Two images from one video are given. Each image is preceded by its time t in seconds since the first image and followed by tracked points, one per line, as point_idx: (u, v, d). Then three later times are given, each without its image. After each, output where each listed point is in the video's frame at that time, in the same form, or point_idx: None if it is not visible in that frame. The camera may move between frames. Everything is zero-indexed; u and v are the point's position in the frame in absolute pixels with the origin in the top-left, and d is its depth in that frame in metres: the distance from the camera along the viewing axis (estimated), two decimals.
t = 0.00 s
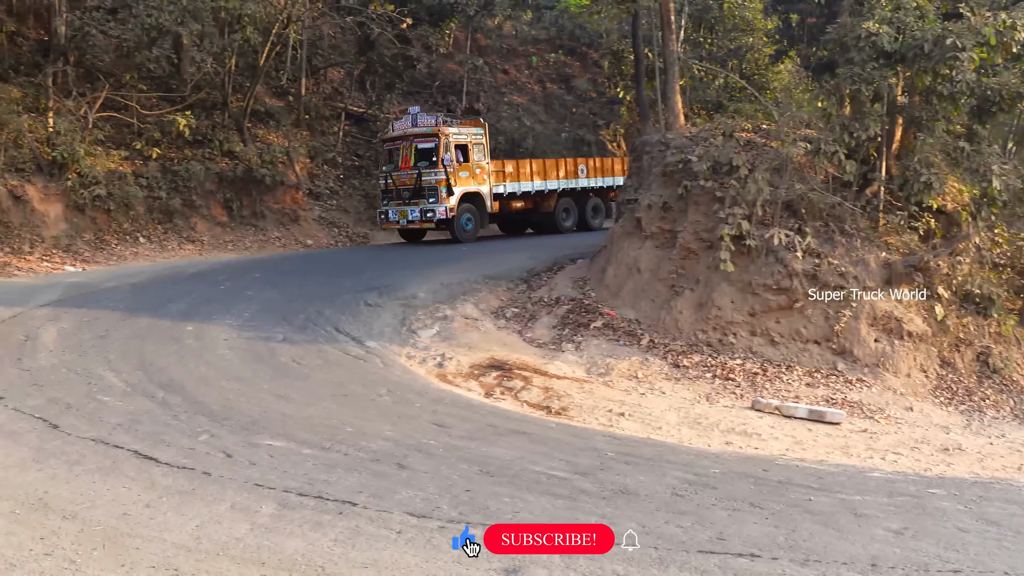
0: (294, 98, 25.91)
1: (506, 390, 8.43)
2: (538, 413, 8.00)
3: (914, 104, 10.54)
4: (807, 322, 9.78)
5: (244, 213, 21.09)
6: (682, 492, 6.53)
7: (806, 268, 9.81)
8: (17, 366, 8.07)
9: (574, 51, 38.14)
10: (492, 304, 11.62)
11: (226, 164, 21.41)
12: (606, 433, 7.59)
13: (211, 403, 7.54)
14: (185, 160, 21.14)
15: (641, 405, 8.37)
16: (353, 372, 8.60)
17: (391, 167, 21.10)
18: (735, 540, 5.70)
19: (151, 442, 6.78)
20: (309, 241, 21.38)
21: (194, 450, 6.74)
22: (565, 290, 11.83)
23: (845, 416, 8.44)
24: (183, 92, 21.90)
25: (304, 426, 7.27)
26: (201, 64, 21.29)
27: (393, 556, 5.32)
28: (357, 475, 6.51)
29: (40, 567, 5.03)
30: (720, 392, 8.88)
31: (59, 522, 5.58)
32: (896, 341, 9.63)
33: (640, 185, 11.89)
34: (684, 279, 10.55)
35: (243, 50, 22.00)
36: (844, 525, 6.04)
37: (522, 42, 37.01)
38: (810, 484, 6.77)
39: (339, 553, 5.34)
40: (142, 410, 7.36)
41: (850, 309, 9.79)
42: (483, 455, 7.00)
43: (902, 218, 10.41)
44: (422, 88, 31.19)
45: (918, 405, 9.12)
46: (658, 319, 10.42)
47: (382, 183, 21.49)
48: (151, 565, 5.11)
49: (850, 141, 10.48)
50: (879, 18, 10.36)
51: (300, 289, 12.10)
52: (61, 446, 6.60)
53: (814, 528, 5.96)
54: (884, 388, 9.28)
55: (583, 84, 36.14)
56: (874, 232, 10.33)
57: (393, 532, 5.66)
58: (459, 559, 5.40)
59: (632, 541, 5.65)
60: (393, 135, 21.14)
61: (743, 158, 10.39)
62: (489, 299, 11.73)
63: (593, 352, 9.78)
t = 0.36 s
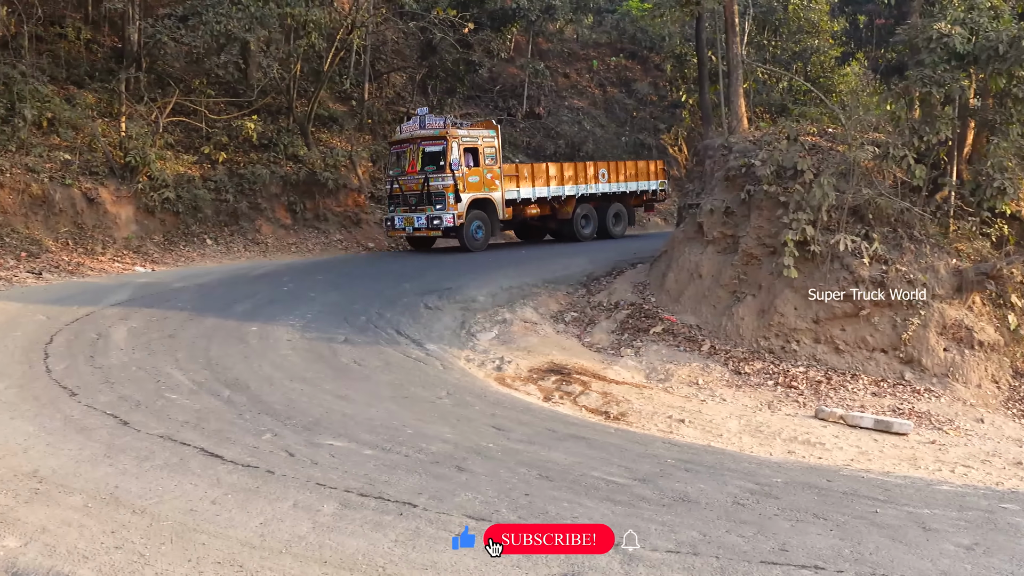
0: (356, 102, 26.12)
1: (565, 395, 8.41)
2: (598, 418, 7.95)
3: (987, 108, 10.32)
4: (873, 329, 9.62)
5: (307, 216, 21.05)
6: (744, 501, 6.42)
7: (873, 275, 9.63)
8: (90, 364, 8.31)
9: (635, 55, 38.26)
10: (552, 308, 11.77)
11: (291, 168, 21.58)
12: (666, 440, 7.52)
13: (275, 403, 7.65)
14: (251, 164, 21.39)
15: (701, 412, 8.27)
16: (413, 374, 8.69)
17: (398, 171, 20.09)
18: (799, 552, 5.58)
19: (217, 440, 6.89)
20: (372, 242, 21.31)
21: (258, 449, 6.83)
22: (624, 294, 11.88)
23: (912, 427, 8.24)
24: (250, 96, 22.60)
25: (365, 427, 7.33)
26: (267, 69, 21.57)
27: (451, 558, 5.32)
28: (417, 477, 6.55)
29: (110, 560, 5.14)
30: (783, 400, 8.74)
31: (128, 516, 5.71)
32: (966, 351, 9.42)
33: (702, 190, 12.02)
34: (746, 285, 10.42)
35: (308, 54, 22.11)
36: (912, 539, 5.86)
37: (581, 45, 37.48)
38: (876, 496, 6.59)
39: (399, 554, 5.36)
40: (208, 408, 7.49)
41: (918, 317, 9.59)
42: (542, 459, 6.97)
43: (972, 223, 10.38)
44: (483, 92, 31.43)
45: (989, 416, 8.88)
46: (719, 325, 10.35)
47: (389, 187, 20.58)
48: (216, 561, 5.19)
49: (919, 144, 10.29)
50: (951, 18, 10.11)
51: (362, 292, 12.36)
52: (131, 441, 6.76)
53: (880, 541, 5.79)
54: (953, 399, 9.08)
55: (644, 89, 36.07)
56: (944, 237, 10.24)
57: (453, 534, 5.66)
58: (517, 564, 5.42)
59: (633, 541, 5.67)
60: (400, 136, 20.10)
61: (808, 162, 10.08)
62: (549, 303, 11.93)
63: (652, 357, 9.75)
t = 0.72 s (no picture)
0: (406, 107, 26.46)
1: (613, 400, 8.38)
2: (645, 423, 7.90)
3: None
4: (929, 336, 9.43)
5: (357, 220, 21.26)
6: (794, 509, 6.31)
7: (929, 280, 9.44)
8: (145, 365, 8.50)
9: (685, 58, 38.14)
10: (598, 313, 11.83)
11: (341, 173, 21.82)
12: (714, 446, 7.44)
13: (325, 405, 7.74)
14: (302, 169, 21.54)
15: (750, 418, 8.17)
16: (460, 377, 8.73)
17: (392, 176, 18.97)
18: (853, 562, 5.46)
19: (269, 441, 6.98)
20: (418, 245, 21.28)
21: (308, 450, 6.90)
22: (673, 298, 11.91)
23: (969, 436, 8.01)
24: (301, 102, 23.05)
25: (412, 430, 7.37)
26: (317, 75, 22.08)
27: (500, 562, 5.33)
28: (465, 479, 6.56)
29: (165, 557, 5.23)
30: (834, 407, 8.59)
31: (183, 514, 5.81)
32: None
33: (752, 193, 11.95)
34: (797, 290, 10.33)
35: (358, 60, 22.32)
36: (970, 551, 5.70)
37: (630, 49, 37.69)
38: (932, 507, 6.41)
39: (448, 557, 5.38)
40: (260, 410, 7.60)
41: (976, 324, 9.33)
42: (589, 464, 6.94)
43: None
44: (531, 97, 31.49)
45: None
46: (769, 331, 10.26)
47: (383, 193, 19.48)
48: (267, 560, 5.25)
49: (977, 147, 10.07)
50: (1009, 18, 9.85)
51: (409, 297, 12.52)
52: (185, 441, 6.87)
53: (936, 552, 5.65)
54: (1013, 408, 8.77)
55: (693, 92, 35.31)
56: (1003, 243, 9.88)
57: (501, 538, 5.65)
58: (565, 569, 5.41)
59: (633, 540, 5.70)
60: (395, 139, 19.05)
61: (862, 166, 9.94)
62: (596, 307, 11.97)
63: (701, 362, 9.72)
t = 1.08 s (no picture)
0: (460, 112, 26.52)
1: (667, 406, 8.32)
2: (700, 429, 7.84)
3: None
4: (994, 343, 9.14)
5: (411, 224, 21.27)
6: (854, 519, 6.18)
7: (993, 286, 9.14)
8: (205, 366, 8.69)
9: (740, 60, 37.69)
10: (652, 317, 11.92)
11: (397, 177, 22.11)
12: (770, 453, 7.34)
13: (380, 407, 7.81)
14: (359, 174, 21.90)
15: (808, 425, 8.05)
16: (514, 382, 8.75)
17: (395, 181, 17.81)
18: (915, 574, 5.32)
19: (324, 443, 7.06)
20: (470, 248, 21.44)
21: (364, 452, 6.96)
22: (728, 304, 11.85)
23: None
24: (356, 108, 23.04)
25: (466, 433, 7.39)
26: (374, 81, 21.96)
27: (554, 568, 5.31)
28: (518, 484, 6.55)
29: (224, 555, 5.32)
30: (895, 415, 8.40)
31: (242, 514, 5.90)
32: None
33: (809, 198, 12.08)
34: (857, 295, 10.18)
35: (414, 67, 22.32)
36: None
37: (684, 51, 37.53)
38: (998, 520, 6.20)
39: (501, 561, 5.44)
40: (316, 411, 7.70)
41: None
42: (643, 470, 6.89)
43: None
44: (585, 101, 31.07)
45: None
46: (827, 337, 10.13)
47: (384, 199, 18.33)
48: (324, 560, 5.30)
49: None
50: None
51: (462, 301, 12.69)
52: (244, 442, 6.99)
53: (1002, 567, 5.48)
54: None
55: (749, 95, 34.43)
56: None
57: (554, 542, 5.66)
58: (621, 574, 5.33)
59: (633, 540, 5.72)
60: (397, 142, 17.89)
61: (924, 169, 9.82)
62: (650, 312, 12.03)
63: (757, 368, 9.60)
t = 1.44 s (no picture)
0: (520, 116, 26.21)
1: (730, 411, 8.25)
2: (764, 435, 7.75)
3: None
4: None
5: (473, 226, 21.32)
6: (925, 529, 6.01)
7: None
8: (272, 366, 8.87)
9: (805, 60, 36.91)
10: (715, 321, 11.94)
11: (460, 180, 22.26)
12: (838, 460, 7.20)
13: (444, 409, 7.88)
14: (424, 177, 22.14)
15: (877, 432, 7.88)
16: (574, 385, 8.76)
17: (409, 184, 16.38)
18: None
19: (387, 443, 7.13)
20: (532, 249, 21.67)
21: (426, 453, 7.01)
22: (793, 308, 11.71)
23: None
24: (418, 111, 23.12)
25: (528, 436, 7.40)
26: (436, 85, 21.84)
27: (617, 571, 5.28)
28: (580, 486, 6.53)
29: (291, 552, 5.41)
30: (968, 423, 8.14)
31: (308, 512, 5.99)
32: None
33: (877, 200, 12.03)
34: (927, 300, 9.99)
35: (476, 71, 22.21)
36: None
37: (748, 52, 37.12)
38: None
39: (562, 565, 5.45)
40: (379, 412, 7.80)
41: None
42: (707, 476, 6.80)
43: None
44: (646, 104, 31.26)
45: None
46: (896, 342, 9.94)
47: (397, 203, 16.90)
48: (387, 559, 5.36)
49: None
50: None
51: (523, 304, 12.86)
52: (309, 441, 7.10)
53: None
54: None
55: (814, 96, 33.90)
56: None
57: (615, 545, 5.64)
58: None
59: (633, 541, 5.70)
60: (410, 143, 16.47)
61: (998, 170, 9.39)
62: (712, 316, 12.10)
63: (823, 374, 9.45)
